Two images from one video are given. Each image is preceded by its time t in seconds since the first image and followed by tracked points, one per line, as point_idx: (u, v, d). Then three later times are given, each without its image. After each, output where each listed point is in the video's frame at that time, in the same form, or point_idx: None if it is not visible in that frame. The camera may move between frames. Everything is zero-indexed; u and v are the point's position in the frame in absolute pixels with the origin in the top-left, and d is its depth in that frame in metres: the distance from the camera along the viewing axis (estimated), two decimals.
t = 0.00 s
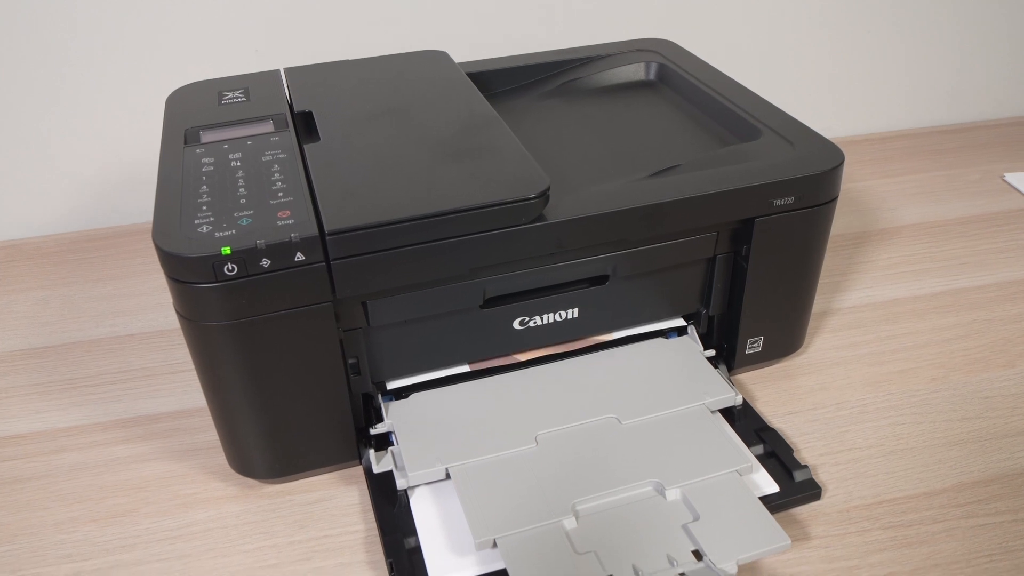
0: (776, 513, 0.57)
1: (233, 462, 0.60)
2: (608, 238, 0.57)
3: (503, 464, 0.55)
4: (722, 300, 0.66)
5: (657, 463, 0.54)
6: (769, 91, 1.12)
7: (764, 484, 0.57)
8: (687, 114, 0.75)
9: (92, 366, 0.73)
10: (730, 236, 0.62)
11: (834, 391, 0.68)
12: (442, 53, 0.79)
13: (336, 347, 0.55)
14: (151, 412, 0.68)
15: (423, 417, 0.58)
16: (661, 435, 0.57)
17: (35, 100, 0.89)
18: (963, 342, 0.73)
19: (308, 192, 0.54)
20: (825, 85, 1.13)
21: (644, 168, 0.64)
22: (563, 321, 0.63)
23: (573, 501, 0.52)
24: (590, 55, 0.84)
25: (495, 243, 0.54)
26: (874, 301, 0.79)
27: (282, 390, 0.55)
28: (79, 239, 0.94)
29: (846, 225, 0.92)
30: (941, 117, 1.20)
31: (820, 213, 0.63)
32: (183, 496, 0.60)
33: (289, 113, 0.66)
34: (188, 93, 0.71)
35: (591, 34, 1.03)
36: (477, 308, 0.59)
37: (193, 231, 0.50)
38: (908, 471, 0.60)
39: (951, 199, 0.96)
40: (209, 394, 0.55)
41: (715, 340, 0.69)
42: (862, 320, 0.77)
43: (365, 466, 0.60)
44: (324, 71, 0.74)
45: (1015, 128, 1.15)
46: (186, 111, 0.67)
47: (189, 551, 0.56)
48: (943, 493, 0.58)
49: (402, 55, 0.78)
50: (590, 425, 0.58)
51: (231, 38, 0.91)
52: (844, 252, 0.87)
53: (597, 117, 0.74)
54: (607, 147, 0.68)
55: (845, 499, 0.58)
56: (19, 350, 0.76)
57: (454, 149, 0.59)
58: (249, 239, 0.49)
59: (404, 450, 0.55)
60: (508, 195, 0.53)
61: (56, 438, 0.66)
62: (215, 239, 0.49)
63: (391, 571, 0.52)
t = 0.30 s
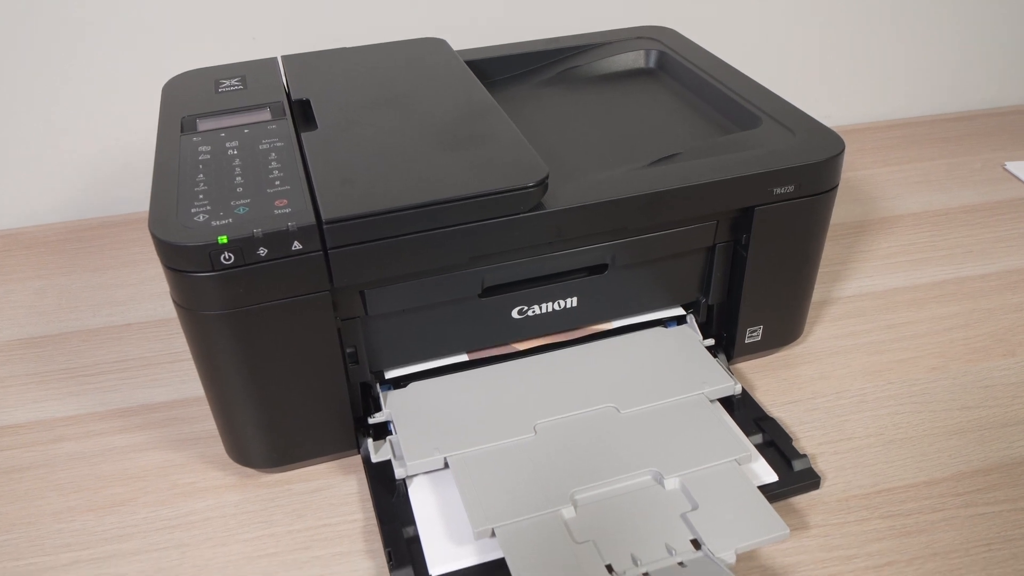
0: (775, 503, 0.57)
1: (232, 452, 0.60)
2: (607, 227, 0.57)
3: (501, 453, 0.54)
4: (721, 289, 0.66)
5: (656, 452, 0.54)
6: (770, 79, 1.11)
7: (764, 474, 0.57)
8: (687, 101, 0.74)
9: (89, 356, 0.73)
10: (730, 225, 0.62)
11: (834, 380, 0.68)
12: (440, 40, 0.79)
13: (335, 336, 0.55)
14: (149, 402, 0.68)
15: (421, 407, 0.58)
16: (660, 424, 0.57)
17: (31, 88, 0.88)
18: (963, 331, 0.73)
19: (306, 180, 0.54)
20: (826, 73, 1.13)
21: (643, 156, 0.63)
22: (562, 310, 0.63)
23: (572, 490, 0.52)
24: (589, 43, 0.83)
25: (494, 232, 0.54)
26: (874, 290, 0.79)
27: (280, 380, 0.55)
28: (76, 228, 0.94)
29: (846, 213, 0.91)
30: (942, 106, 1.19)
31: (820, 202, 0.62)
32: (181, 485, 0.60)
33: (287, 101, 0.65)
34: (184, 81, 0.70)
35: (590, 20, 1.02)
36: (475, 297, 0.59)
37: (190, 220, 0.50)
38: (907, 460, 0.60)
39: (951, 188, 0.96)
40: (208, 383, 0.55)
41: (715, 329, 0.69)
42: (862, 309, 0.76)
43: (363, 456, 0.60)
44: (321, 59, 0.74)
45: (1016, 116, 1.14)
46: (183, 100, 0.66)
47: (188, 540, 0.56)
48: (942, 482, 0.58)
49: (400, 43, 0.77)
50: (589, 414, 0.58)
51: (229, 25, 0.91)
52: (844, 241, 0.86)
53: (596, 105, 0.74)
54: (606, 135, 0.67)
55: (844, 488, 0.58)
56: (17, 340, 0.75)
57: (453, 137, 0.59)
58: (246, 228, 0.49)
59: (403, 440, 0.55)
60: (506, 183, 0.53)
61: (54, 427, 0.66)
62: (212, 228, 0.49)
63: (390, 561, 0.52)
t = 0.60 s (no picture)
0: (775, 491, 0.57)
1: (232, 440, 0.60)
2: (608, 214, 0.57)
3: (501, 441, 0.54)
4: (722, 278, 0.66)
5: (656, 441, 0.54)
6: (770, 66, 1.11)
7: (764, 462, 0.58)
8: (687, 89, 0.74)
9: (89, 344, 0.73)
10: (730, 213, 0.62)
11: (834, 369, 0.68)
12: (440, 28, 0.78)
13: (334, 325, 0.55)
14: (149, 390, 0.68)
15: (421, 395, 0.58)
16: (660, 412, 0.57)
17: (27, 75, 0.88)
18: (963, 320, 0.73)
19: (306, 168, 0.54)
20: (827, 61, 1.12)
21: (644, 144, 0.63)
22: (562, 299, 0.62)
23: (572, 479, 0.52)
24: (589, 30, 0.83)
25: (494, 219, 0.54)
26: (875, 279, 0.79)
27: (280, 369, 0.55)
28: (75, 216, 0.93)
29: (847, 202, 0.91)
30: (943, 95, 1.19)
31: (821, 190, 0.62)
32: (181, 473, 0.60)
33: (286, 88, 0.65)
34: (182, 69, 0.70)
35: (591, 6, 1.01)
36: (476, 285, 0.59)
37: (189, 208, 0.49)
38: (906, 449, 0.60)
39: (952, 176, 0.95)
40: (208, 372, 0.55)
41: (715, 318, 0.69)
42: (862, 298, 0.76)
43: (364, 444, 0.60)
44: (321, 46, 0.73)
45: (1017, 105, 1.14)
46: (182, 87, 0.66)
47: (188, 528, 0.56)
48: (942, 470, 0.58)
49: (399, 29, 0.77)
50: (589, 402, 0.58)
51: (227, 13, 0.90)
52: (845, 229, 0.86)
53: (597, 92, 0.74)
54: (607, 123, 0.67)
55: (844, 476, 0.58)
56: (16, 329, 0.75)
57: (453, 124, 0.59)
58: (246, 216, 0.49)
59: (404, 428, 0.55)
60: (506, 171, 0.53)
61: (53, 415, 0.66)
62: (212, 216, 0.49)
63: (390, 549, 0.52)
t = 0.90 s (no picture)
0: (775, 480, 0.57)
1: (231, 430, 0.60)
2: (607, 204, 0.57)
3: (500, 431, 0.54)
4: (722, 267, 0.66)
5: (655, 430, 0.54)
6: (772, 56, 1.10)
7: (763, 451, 0.58)
8: (688, 79, 0.73)
9: (88, 334, 0.73)
10: (730, 203, 0.62)
11: (834, 359, 0.68)
12: (439, 16, 0.78)
13: (334, 314, 0.55)
14: (148, 379, 0.68)
15: (421, 384, 0.58)
16: (659, 402, 0.57)
17: (24, 64, 0.87)
18: (963, 310, 0.73)
19: (304, 156, 0.54)
20: (828, 50, 1.11)
21: (644, 133, 0.63)
22: (561, 288, 0.62)
23: (571, 468, 0.52)
24: (589, 18, 0.82)
25: (494, 209, 0.54)
26: (875, 269, 0.79)
27: (279, 358, 0.55)
28: (73, 206, 0.93)
29: (848, 192, 0.91)
30: (945, 84, 1.18)
31: (822, 179, 0.62)
32: (181, 463, 0.60)
33: (284, 77, 0.65)
34: (180, 57, 0.69)
35: None
36: (475, 275, 0.59)
37: (187, 197, 0.49)
38: (905, 439, 0.60)
39: (953, 166, 0.95)
40: (207, 361, 0.55)
41: (715, 308, 0.68)
42: (862, 288, 0.76)
43: (363, 434, 0.60)
44: (320, 35, 0.73)
45: (1019, 94, 1.13)
46: (180, 75, 0.66)
47: (187, 517, 0.56)
48: (941, 460, 0.58)
49: (399, 17, 0.76)
50: (589, 391, 0.58)
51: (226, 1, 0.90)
52: (845, 219, 0.86)
53: (597, 81, 0.73)
54: (606, 112, 0.67)
55: (843, 466, 0.58)
56: (15, 318, 0.75)
57: (452, 113, 0.58)
58: (244, 204, 0.48)
59: (403, 418, 0.55)
60: (506, 159, 0.52)
61: (52, 405, 0.65)
62: (210, 204, 0.49)
63: (390, 538, 0.52)
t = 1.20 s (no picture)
0: (775, 470, 0.57)
1: (231, 419, 0.60)
2: (608, 193, 0.56)
3: (500, 420, 0.54)
4: (722, 257, 0.65)
5: (656, 420, 0.54)
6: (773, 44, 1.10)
7: (764, 441, 0.58)
8: (689, 67, 0.73)
9: (87, 323, 0.73)
10: (731, 191, 0.61)
11: (834, 348, 0.68)
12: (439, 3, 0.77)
13: (332, 303, 0.54)
14: (147, 369, 0.68)
15: (421, 374, 0.58)
16: (659, 391, 0.57)
17: (20, 52, 0.87)
18: (964, 300, 0.73)
19: (303, 145, 0.53)
20: (829, 39, 1.11)
21: (644, 121, 0.62)
22: (561, 277, 0.62)
23: (571, 457, 0.52)
24: (589, 6, 0.82)
25: (494, 197, 0.53)
26: (875, 258, 0.78)
27: (278, 348, 0.55)
28: (72, 195, 0.92)
29: (848, 181, 0.91)
30: (947, 73, 1.18)
31: (823, 169, 0.62)
32: (180, 452, 0.60)
33: (283, 64, 0.64)
34: (178, 45, 0.69)
35: None
36: (474, 264, 0.58)
37: (185, 185, 0.49)
38: (905, 428, 0.60)
39: (954, 155, 0.95)
40: (206, 351, 0.55)
41: (715, 297, 0.68)
42: (863, 277, 0.76)
43: (363, 423, 0.60)
44: (318, 22, 0.72)
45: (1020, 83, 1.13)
46: (178, 62, 0.65)
47: (187, 507, 0.56)
48: (941, 449, 0.58)
49: (397, 5, 0.76)
50: (589, 381, 0.58)
51: None
52: (845, 209, 0.86)
53: (597, 70, 0.73)
54: (607, 101, 0.66)
55: (843, 456, 0.58)
56: (14, 307, 0.75)
57: (451, 101, 0.58)
58: (243, 193, 0.48)
59: (403, 408, 0.55)
60: (506, 148, 0.52)
61: (51, 394, 0.65)
62: (209, 193, 0.48)
63: (390, 527, 0.52)
